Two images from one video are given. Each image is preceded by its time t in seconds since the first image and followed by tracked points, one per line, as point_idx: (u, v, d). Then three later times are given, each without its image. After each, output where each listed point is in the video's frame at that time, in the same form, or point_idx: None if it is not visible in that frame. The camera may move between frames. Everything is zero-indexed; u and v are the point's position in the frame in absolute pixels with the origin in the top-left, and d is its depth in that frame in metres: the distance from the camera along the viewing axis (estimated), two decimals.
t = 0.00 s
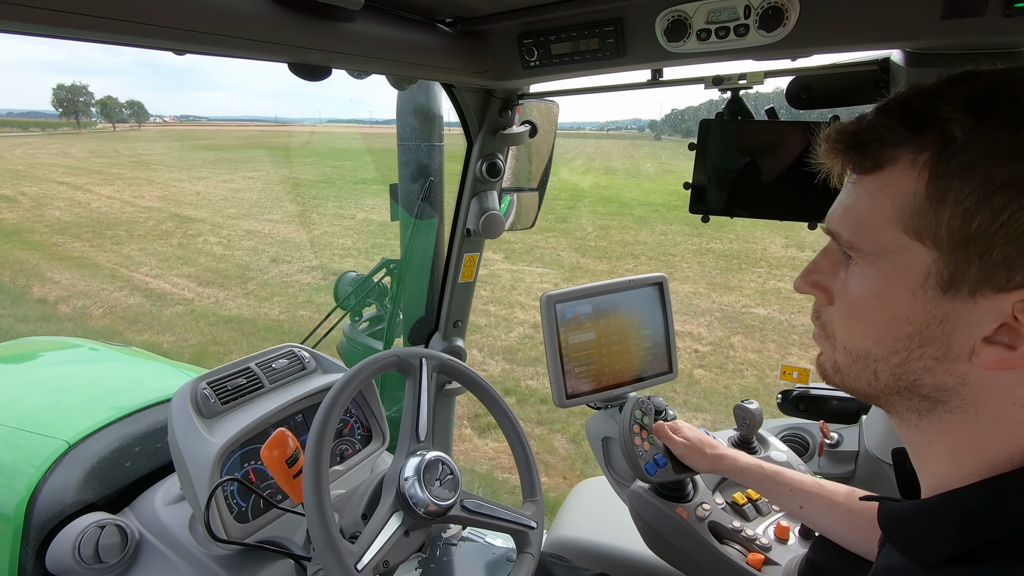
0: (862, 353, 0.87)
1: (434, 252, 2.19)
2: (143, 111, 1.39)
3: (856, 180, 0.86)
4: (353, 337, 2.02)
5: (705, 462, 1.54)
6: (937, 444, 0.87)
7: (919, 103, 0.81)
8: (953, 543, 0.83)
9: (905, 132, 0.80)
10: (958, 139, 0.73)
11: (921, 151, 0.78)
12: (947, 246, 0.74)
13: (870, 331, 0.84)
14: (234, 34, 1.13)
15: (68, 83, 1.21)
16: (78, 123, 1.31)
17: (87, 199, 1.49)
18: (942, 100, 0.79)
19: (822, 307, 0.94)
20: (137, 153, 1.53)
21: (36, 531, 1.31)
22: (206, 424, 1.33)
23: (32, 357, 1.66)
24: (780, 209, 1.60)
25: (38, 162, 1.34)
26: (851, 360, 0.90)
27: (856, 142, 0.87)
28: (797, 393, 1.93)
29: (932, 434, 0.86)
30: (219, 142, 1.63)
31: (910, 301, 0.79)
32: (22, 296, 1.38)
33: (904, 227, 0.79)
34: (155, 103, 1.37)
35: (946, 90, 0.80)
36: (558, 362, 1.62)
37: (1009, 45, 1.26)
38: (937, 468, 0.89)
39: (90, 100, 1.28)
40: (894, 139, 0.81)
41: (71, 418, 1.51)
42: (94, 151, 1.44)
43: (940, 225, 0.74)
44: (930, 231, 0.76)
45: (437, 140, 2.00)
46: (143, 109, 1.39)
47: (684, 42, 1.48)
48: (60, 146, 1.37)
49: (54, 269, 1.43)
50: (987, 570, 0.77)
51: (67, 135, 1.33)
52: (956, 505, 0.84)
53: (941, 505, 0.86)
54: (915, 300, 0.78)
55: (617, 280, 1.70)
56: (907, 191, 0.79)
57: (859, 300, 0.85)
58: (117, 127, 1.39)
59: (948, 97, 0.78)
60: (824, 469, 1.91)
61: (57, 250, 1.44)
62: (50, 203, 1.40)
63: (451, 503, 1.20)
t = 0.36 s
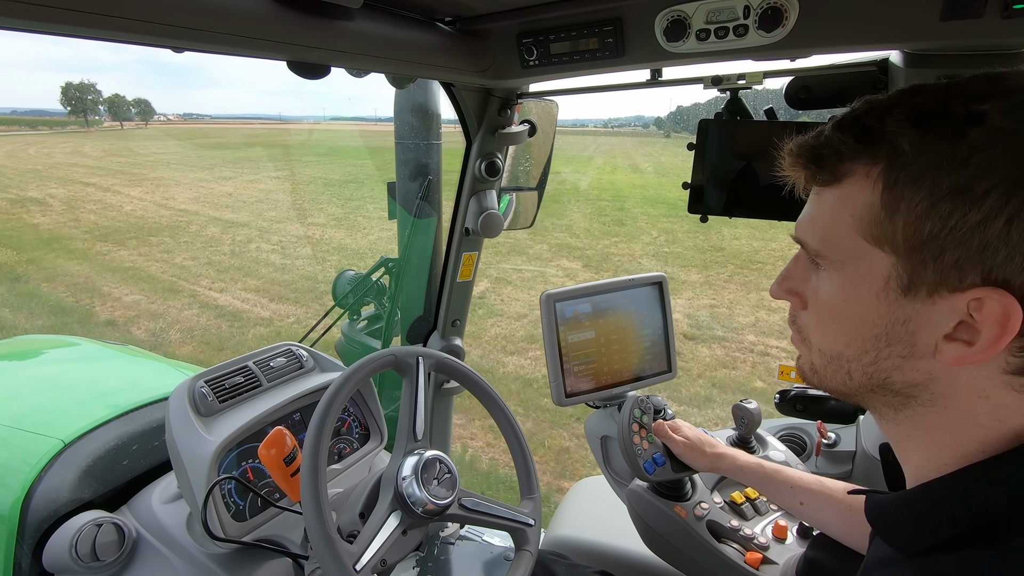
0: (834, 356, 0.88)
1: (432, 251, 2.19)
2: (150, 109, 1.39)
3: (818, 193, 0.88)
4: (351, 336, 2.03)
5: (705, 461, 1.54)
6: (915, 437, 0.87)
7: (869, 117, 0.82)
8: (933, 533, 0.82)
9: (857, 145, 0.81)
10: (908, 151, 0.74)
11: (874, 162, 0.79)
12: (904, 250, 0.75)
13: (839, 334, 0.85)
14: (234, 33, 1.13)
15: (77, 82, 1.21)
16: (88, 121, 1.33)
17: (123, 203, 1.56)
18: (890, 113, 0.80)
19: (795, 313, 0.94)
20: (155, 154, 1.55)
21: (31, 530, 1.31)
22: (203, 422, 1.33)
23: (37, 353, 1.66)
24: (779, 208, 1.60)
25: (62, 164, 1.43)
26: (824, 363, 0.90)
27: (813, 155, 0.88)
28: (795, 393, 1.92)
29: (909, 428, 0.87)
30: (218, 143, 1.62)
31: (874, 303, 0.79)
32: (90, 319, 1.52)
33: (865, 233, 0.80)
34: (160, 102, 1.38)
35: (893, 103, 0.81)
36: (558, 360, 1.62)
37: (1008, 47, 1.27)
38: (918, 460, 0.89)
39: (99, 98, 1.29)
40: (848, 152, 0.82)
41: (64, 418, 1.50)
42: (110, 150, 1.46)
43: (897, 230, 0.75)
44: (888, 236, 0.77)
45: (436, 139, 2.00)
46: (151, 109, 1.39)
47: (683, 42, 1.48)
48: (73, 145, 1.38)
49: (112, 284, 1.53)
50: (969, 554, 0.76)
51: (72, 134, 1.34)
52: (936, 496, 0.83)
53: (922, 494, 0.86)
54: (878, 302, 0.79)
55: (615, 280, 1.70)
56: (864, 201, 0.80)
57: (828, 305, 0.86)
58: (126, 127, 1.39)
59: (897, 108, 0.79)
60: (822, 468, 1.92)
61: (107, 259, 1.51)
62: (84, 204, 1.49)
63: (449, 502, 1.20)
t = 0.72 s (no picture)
0: (822, 346, 0.88)
1: (432, 252, 2.19)
2: (158, 107, 1.40)
3: (806, 189, 0.89)
4: (352, 336, 2.04)
5: (706, 459, 1.54)
6: (906, 428, 0.87)
7: (852, 114, 0.83)
8: (928, 524, 0.82)
9: (838, 141, 0.82)
10: (884, 145, 0.76)
11: (855, 156, 0.80)
12: (885, 240, 0.76)
13: (827, 324, 0.86)
14: (233, 33, 1.13)
15: (88, 79, 1.21)
16: (98, 119, 1.34)
17: (165, 207, 1.69)
18: (871, 108, 0.81)
19: (787, 307, 0.95)
20: (163, 152, 1.59)
21: (33, 531, 1.31)
22: (204, 422, 1.33)
23: (46, 353, 1.69)
24: (780, 207, 1.60)
25: (90, 164, 1.52)
26: (813, 354, 0.91)
27: (799, 152, 0.89)
28: (795, 392, 1.93)
29: (900, 418, 0.86)
30: (213, 138, 1.63)
31: (858, 293, 0.80)
32: (156, 323, 1.70)
33: (848, 225, 0.81)
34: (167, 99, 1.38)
35: (874, 100, 0.82)
36: (558, 359, 1.62)
37: (1006, 45, 1.27)
38: (911, 452, 0.89)
39: (108, 95, 1.30)
40: (831, 148, 0.83)
41: (64, 419, 1.50)
42: (124, 148, 1.53)
43: (876, 221, 0.77)
44: (869, 227, 0.78)
45: (436, 139, 2.00)
46: (159, 106, 1.40)
47: (682, 41, 1.48)
48: (89, 144, 1.43)
49: (177, 296, 1.74)
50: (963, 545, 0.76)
51: (84, 131, 1.35)
52: (936, 486, 0.82)
53: (915, 485, 0.86)
54: (862, 291, 0.80)
55: (615, 279, 1.70)
56: (847, 193, 0.81)
57: (815, 297, 0.86)
58: (136, 123, 1.42)
59: (877, 105, 0.80)
60: (822, 467, 1.92)
61: (169, 272, 1.71)
62: (125, 206, 1.64)
63: (450, 501, 1.20)
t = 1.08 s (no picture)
0: (819, 349, 0.89)
1: (432, 252, 2.18)
2: (166, 106, 1.41)
3: (803, 194, 0.89)
4: (351, 335, 2.01)
5: (704, 460, 1.55)
6: (900, 430, 0.87)
7: (848, 121, 0.84)
8: (921, 522, 0.82)
9: (836, 148, 0.83)
10: (881, 152, 0.77)
11: (852, 163, 0.81)
12: (880, 245, 0.77)
13: (823, 328, 0.87)
14: (233, 32, 1.13)
15: (98, 76, 1.22)
16: (107, 117, 1.34)
17: (211, 212, 1.71)
18: (867, 115, 0.82)
19: (784, 311, 0.95)
20: (170, 151, 1.58)
21: (30, 530, 1.31)
22: (203, 422, 1.33)
23: (52, 351, 1.69)
24: (779, 208, 1.60)
25: (114, 164, 1.53)
26: (810, 357, 0.91)
27: (798, 158, 0.90)
28: (794, 393, 1.93)
29: (895, 421, 0.87)
30: (214, 138, 1.63)
31: (854, 297, 0.81)
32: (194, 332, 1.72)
33: (844, 231, 0.81)
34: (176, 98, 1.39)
35: (871, 108, 0.83)
36: (556, 359, 1.62)
37: (1006, 47, 1.28)
38: (905, 453, 0.89)
39: (117, 93, 1.30)
40: (829, 155, 0.84)
41: (62, 417, 1.50)
42: (139, 146, 1.53)
43: (872, 227, 0.77)
44: (865, 233, 0.79)
45: (436, 139, 2.00)
46: (167, 104, 1.41)
47: (682, 42, 1.48)
48: (107, 143, 1.44)
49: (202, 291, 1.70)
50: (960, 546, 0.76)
51: (92, 130, 1.36)
52: (930, 486, 0.82)
53: (908, 486, 0.85)
54: (857, 296, 0.81)
55: (614, 280, 1.70)
56: (843, 200, 0.82)
57: (812, 301, 0.87)
58: (143, 122, 1.42)
59: (874, 113, 0.81)
60: (820, 468, 1.92)
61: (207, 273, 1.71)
62: (167, 210, 1.65)
63: (447, 501, 1.20)
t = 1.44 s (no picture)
0: (834, 339, 0.88)
1: (434, 250, 2.18)
2: (172, 105, 1.42)
3: (826, 182, 0.89)
4: (353, 334, 2.00)
5: (707, 459, 1.55)
6: (911, 426, 0.86)
7: (876, 111, 0.84)
8: (932, 520, 0.82)
9: (864, 136, 0.83)
10: (908, 140, 0.76)
11: (878, 151, 0.81)
12: (903, 235, 0.76)
13: (838, 318, 0.86)
14: (235, 31, 1.13)
15: (106, 76, 1.23)
16: (116, 116, 1.35)
17: (263, 219, 1.74)
18: (896, 105, 0.81)
19: (800, 302, 0.95)
20: (187, 151, 1.57)
21: (37, 527, 1.32)
22: (206, 420, 1.34)
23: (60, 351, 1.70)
24: (782, 207, 1.59)
25: (143, 167, 1.53)
26: (824, 348, 0.91)
27: (822, 146, 0.89)
28: (797, 392, 1.93)
29: (906, 416, 0.86)
30: (216, 136, 1.60)
31: (872, 287, 0.81)
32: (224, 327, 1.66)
33: (866, 220, 0.81)
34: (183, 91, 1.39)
35: (900, 97, 0.82)
36: (559, 359, 1.62)
37: (1012, 44, 1.26)
38: (915, 450, 0.89)
39: (126, 92, 1.31)
40: (855, 142, 0.84)
41: (68, 415, 1.51)
42: (156, 146, 1.53)
43: (896, 216, 0.77)
44: (887, 222, 0.78)
45: (438, 138, 2.00)
46: (173, 104, 1.42)
47: (685, 40, 1.47)
48: (122, 143, 1.46)
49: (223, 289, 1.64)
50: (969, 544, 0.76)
51: (102, 130, 1.37)
52: (940, 483, 0.82)
53: (919, 482, 0.85)
54: (876, 285, 0.80)
55: (617, 278, 1.70)
56: (868, 188, 0.81)
57: (829, 290, 0.86)
58: (149, 122, 1.43)
59: (902, 102, 0.81)
60: (824, 467, 1.91)
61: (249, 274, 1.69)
62: (219, 218, 1.66)
63: (449, 500, 1.20)
